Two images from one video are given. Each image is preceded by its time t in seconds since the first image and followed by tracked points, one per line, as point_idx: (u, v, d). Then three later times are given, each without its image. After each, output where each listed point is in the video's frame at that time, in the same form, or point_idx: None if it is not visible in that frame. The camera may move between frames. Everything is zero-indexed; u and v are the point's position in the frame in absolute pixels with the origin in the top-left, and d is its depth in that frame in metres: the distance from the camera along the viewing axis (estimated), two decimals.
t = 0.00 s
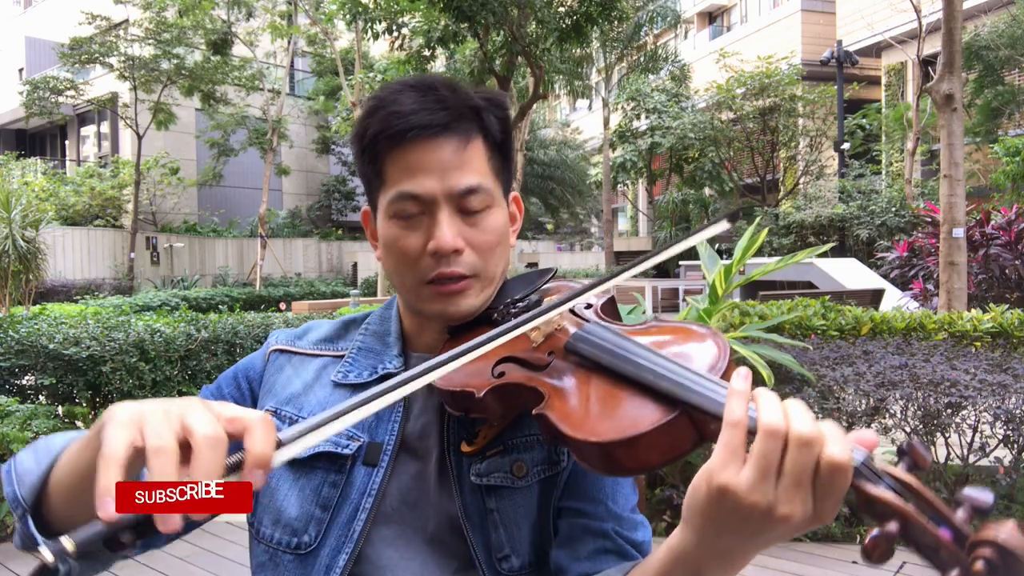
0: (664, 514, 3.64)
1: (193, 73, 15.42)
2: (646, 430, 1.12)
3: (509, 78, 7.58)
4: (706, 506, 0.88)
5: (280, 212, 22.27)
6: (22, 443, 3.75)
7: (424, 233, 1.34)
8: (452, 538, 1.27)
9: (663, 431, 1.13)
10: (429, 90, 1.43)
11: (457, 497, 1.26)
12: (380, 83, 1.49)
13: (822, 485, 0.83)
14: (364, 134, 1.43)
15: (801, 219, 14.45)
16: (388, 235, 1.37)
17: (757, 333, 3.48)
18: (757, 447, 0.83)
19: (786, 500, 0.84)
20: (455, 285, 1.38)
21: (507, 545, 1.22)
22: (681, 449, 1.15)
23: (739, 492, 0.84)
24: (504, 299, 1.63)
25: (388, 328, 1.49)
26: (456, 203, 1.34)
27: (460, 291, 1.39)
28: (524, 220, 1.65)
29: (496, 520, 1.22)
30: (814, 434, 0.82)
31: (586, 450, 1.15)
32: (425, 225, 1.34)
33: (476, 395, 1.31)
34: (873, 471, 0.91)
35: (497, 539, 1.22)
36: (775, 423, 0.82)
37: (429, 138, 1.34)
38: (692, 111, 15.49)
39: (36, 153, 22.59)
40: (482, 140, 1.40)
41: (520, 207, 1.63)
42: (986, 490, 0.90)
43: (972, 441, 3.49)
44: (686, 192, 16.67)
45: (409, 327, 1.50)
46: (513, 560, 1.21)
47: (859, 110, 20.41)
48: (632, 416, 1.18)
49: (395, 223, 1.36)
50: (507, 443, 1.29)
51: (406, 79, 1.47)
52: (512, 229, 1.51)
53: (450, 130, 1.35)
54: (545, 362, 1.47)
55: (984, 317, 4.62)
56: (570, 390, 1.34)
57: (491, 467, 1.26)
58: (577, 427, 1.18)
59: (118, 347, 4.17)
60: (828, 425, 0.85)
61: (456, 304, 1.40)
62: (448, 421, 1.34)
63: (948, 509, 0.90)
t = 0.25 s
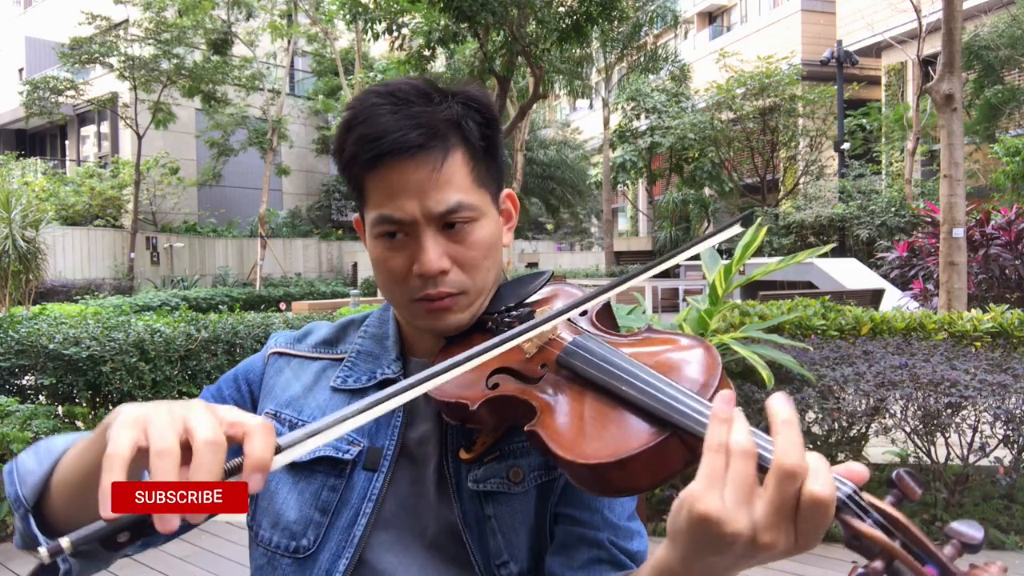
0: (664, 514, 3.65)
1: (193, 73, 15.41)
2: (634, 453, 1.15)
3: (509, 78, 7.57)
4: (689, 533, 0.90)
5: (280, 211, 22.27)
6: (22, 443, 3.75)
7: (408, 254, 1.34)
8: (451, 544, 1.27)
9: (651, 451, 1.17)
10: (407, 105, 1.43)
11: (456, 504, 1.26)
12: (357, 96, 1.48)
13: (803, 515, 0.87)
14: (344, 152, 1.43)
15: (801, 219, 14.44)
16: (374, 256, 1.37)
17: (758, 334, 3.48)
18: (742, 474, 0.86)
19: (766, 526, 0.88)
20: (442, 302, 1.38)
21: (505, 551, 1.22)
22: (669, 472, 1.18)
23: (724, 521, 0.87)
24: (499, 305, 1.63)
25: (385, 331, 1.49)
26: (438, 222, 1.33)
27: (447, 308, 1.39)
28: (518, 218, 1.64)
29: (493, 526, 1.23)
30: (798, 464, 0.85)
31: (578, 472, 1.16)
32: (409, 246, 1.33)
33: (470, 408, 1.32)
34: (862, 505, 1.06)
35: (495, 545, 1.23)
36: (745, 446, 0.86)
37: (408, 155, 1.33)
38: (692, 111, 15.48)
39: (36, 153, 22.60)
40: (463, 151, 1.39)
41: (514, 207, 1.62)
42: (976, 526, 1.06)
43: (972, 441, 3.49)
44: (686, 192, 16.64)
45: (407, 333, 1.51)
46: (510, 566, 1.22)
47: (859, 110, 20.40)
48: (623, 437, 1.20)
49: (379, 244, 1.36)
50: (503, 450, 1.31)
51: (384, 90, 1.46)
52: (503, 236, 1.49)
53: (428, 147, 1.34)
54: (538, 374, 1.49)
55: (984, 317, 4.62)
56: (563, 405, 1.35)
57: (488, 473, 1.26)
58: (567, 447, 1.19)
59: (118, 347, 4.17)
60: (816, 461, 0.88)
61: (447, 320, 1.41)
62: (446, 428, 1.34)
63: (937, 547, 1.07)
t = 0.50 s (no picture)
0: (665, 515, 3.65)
1: (193, 73, 15.39)
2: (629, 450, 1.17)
3: (509, 78, 7.57)
4: (676, 526, 0.93)
5: (280, 211, 22.27)
6: (22, 443, 3.74)
7: (410, 251, 1.33)
8: (449, 544, 1.28)
9: (644, 451, 1.18)
10: (410, 103, 1.43)
11: (454, 506, 1.27)
12: (360, 93, 1.48)
13: (790, 513, 0.89)
14: (346, 149, 1.43)
15: (801, 219, 14.44)
16: (375, 253, 1.37)
17: (758, 334, 3.48)
18: (729, 467, 0.89)
19: (751, 522, 0.91)
20: (443, 301, 1.38)
21: (502, 551, 1.23)
22: (664, 470, 1.20)
23: (709, 516, 0.90)
24: (496, 305, 1.63)
25: (383, 332, 1.49)
26: (440, 219, 1.33)
27: (448, 306, 1.39)
28: (518, 218, 1.64)
29: (491, 526, 1.24)
30: (781, 457, 0.87)
31: (573, 471, 1.17)
32: (410, 244, 1.33)
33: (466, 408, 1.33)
34: (853, 504, 1.07)
35: (492, 546, 1.23)
36: (736, 437, 0.89)
37: (411, 153, 1.33)
38: (692, 111, 15.48)
39: (36, 153, 22.60)
40: (466, 149, 1.39)
41: (513, 207, 1.62)
42: (969, 526, 1.06)
43: (972, 441, 3.49)
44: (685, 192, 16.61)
45: (404, 333, 1.51)
46: (508, 566, 1.22)
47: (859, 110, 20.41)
48: (617, 435, 1.22)
49: (381, 241, 1.36)
50: (500, 449, 1.31)
51: (386, 89, 1.46)
52: (503, 235, 1.49)
53: (430, 145, 1.34)
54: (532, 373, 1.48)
55: (984, 317, 4.62)
56: (556, 403, 1.36)
57: (485, 474, 1.26)
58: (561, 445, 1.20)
59: (118, 347, 4.16)
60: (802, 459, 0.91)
61: (447, 319, 1.41)
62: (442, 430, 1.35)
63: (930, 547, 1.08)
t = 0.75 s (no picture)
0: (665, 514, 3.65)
1: (193, 73, 15.38)
2: (625, 449, 1.17)
3: (509, 78, 7.56)
4: (671, 515, 0.92)
5: (280, 211, 22.27)
6: (22, 443, 3.75)
7: (409, 248, 1.33)
8: (449, 541, 1.27)
9: (643, 446, 1.19)
10: (408, 101, 1.43)
11: (453, 503, 1.26)
12: (358, 94, 1.48)
13: (785, 507, 0.89)
14: (344, 148, 1.43)
15: (801, 219, 14.44)
16: (375, 251, 1.37)
17: (758, 333, 3.48)
18: (724, 459, 0.89)
19: (748, 511, 0.91)
20: (443, 297, 1.37)
21: (501, 548, 1.23)
22: (664, 465, 1.20)
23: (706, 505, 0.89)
24: (495, 304, 1.64)
25: (383, 331, 1.49)
26: (439, 216, 1.33)
27: (449, 302, 1.39)
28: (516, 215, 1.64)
29: (490, 524, 1.24)
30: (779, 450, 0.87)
31: (571, 468, 1.17)
32: (409, 240, 1.33)
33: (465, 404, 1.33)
34: (850, 500, 1.05)
35: (491, 543, 1.23)
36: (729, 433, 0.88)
37: (408, 150, 1.33)
38: (692, 110, 15.48)
39: (37, 153, 22.60)
40: (463, 146, 1.39)
41: (511, 205, 1.62)
42: (966, 521, 1.03)
43: (972, 441, 3.49)
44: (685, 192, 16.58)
45: (404, 332, 1.51)
46: (507, 563, 1.22)
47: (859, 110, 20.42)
48: (615, 432, 1.22)
49: (380, 239, 1.36)
50: (501, 448, 1.32)
51: (382, 88, 1.47)
52: (502, 232, 1.49)
53: (426, 141, 1.34)
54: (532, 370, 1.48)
55: (985, 317, 4.62)
56: (556, 400, 1.37)
57: (484, 471, 1.27)
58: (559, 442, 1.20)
59: (118, 347, 4.16)
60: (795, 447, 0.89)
61: (447, 315, 1.40)
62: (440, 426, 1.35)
63: (926, 542, 1.07)
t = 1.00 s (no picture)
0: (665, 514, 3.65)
1: (193, 73, 15.38)
2: (626, 446, 1.16)
3: (509, 78, 7.55)
4: (681, 534, 0.94)
5: (279, 212, 22.27)
6: (22, 443, 3.74)
7: (414, 243, 1.34)
8: (451, 541, 1.27)
9: (644, 446, 1.17)
10: (410, 97, 1.43)
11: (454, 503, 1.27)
12: (357, 90, 1.48)
13: (791, 512, 0.90)
14: (346, 144, 1.43)
15: (801, 219, 14.44)
16: (378, 247, 1.37)
17: (758, 333, 3.49)
18: (733, 479, 0.88)
19: (758, 525, 0.91)
20: (447, 291, 1.38)
21: (504, 549, 1.23)
22: (665, 464, 1.19)
23: (710, 522, 0.90)
24: (497, 300, 1.61)
25: (383, 332, 1.49)
26: (443, 211, 1.33)
27: (452, 297, 1.39)
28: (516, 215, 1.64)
29: (492, 525, 1.24)
30: (777, 459, 0.88)
31: (574, 464, 1.17)
32: (413, 236, 1.34)
33: (466, 404, 1.31)
34: (852, 497, 1.07)
35: (493, 544, 1.24)
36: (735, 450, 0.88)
37: (413, 144, 1.34)
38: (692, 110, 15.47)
39: (37, 153, 22.61)
40: (465, 142, 1.40)
41: (511, 204, 1.62)
42: (966, 518, 1.02)
43: (972, 441, 3.49)
44: (686, 192, 16.55)
45: (405, 329, 1.51)
46: (509, 564, 1.23)
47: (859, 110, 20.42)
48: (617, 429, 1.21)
49: (383, 235, 1.36)
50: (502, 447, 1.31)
51: (384, 85, 1.46)
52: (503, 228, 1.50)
53: (430, 136, 1.34)
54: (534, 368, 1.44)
55: (984, 317, 4.62)
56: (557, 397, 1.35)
57: (486, 472, 1.27)
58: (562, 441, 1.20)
59: (118, 347, 4.16)
60: (797, 450, 0.90)
61: (451, 309, 1.40)
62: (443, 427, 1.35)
63: (927, 540, 1.07)
